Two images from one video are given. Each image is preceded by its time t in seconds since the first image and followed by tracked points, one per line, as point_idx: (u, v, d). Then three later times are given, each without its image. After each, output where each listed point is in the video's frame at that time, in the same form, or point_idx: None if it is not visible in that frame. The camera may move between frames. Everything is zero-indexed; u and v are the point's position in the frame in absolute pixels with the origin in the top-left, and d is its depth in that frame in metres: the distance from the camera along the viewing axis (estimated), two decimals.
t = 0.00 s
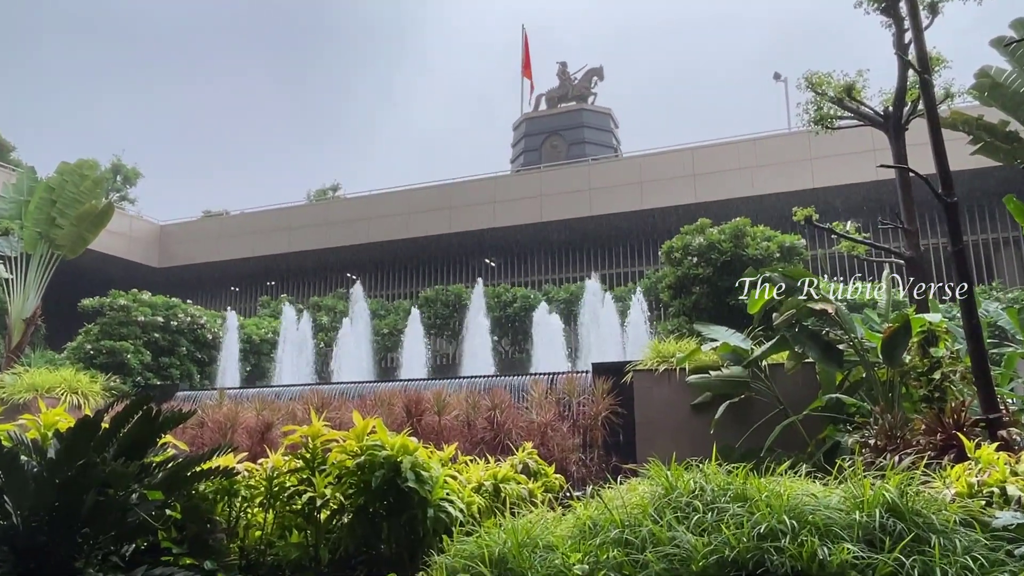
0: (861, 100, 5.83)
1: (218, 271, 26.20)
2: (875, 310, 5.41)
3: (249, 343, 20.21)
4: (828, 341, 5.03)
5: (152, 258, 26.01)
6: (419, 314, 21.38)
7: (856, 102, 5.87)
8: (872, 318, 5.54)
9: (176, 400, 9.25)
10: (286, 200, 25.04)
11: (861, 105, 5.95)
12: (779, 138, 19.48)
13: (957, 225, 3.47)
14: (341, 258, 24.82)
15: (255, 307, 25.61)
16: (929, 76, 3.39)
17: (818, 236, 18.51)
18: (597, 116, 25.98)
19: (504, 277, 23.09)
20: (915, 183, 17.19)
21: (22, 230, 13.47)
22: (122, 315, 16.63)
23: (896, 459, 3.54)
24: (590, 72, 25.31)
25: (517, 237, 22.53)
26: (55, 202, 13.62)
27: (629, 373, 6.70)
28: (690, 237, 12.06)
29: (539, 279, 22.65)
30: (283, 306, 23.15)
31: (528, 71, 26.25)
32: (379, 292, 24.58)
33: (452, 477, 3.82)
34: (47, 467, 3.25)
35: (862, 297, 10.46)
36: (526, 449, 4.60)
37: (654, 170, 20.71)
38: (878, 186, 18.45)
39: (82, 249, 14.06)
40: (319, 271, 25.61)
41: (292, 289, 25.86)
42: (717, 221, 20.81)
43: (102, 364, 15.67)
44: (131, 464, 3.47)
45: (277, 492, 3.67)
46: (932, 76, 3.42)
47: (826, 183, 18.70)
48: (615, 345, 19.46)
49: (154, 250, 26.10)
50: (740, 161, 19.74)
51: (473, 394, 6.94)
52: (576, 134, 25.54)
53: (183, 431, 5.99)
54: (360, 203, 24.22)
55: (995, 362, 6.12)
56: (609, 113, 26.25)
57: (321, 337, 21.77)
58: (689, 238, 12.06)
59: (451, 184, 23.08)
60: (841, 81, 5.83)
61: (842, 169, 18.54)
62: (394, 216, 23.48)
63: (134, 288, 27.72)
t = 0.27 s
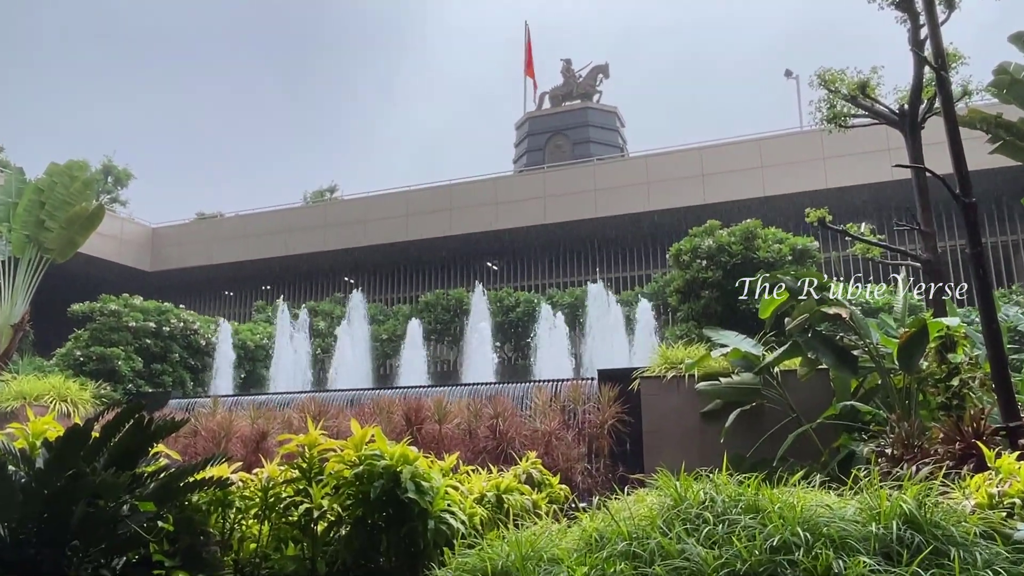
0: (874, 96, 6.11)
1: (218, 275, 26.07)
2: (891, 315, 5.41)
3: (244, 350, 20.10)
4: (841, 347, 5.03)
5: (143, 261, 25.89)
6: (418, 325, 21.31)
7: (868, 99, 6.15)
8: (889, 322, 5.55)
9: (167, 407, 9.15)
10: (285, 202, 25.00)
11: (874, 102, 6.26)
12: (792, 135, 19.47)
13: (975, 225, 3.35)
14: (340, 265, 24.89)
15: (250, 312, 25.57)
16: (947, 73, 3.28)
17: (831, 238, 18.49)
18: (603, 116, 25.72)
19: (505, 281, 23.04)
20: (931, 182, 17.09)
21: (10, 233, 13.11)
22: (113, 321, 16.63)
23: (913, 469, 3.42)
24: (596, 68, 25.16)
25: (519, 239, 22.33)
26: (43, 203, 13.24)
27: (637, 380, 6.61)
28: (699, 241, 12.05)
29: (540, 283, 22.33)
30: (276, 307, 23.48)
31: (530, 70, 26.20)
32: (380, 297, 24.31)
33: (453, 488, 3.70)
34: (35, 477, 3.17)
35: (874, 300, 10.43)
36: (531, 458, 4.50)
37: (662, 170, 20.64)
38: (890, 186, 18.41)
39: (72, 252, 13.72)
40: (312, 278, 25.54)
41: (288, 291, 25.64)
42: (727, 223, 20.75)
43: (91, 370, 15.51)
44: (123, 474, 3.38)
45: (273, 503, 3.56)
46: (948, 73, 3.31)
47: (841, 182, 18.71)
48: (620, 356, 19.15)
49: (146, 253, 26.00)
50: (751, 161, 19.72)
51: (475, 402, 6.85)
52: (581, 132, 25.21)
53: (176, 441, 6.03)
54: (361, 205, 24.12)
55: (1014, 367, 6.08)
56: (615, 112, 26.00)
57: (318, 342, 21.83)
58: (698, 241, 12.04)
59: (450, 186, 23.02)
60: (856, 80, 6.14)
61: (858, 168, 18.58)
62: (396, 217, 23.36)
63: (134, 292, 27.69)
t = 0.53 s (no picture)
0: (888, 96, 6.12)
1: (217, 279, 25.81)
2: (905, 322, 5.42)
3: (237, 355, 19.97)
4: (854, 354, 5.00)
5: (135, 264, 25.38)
6: (418, 329, 21.19)
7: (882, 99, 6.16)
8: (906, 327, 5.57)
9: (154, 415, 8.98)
10: (282, 205, 25.03)
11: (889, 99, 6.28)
12: (805, 134, 19.32)
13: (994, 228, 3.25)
14: (336, 269, 24.87)
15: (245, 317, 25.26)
16: (963, 71, 3.18)
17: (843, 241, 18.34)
18: (607, 115, 25.44)
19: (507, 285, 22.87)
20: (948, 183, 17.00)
21: None
22: (104, 326, 16.56)
23: (930, 480, 3.32)
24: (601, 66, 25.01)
25: (523, 241, 22.26)
26: (33, 206, 12.45)
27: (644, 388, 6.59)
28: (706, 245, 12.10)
29: (546, 287, 22.29)
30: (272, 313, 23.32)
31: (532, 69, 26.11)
32: (375, 301, 24.38)
33: (455, 500, 3.59)
34: (25, 488, 3.10)
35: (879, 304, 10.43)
36: (533, 468, 4.38)
37: (669, 170, 20.47)
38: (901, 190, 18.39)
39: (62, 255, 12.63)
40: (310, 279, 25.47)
41: (282, 298, 25.65)
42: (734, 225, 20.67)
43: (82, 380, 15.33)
44: (115, 485, 3.29)
45: (268, 515, 3.46)
46: (965, 71, 3.21)
47: (854, 184, 18.49)
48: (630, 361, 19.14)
49: (138, 258, 25.09)
50: (761, 162, 19.55)
51: (477, 411, 6.73)
52: (587, 130, 24.95)
53: (171, 451, 5.91)
54: (361, 207, 24.05)
55: None
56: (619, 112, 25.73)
57: (315, 349, 21.80)
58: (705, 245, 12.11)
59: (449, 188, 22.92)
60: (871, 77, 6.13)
61: (871, 168, 18.38)
62: (396, 220, 23.33)
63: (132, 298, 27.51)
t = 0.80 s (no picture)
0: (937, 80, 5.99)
1: (216, 280, 25.41)
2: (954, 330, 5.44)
3: (209, 371, 19.76)
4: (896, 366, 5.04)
5: (95, 271, 25.36)
6: (410, 337, 20.93)
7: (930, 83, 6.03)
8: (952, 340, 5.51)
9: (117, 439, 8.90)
10: (261, 204, 24.58)
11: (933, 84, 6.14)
12: (835, 124, 19.08)
13: None
14: (322, 271, 24.46)
15: (217, 328, 25.40)
16: None
17: (885, 242, 18.20)
18: (620, 101, 24.91)
19: (507, 293, 22.56)
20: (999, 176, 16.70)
21: None
22: (56, 339, 16.46)
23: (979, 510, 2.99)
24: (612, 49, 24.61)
25: (524, 240, 21.84)
26: None
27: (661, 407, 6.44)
28: (733, 245, 12.44)
29: (550, 292, 22.00)
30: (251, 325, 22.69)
31: (537, 48, 25.89)
32: (363, 309, 24.14)
33: (449, 530, 3.26)
34: None
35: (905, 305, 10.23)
36: (539, 495, 4.07)
37: (688, 163, 20.11)
38: (926, 189, 18.23)
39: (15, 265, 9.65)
40: (294, 287, 25.20)
41: (257, 306, 25.54)
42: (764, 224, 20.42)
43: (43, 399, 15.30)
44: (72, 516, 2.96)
45: (243, 548, 3.15)
46: None
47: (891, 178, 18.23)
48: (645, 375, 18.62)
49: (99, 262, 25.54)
50: (793, 154, 19.18)
51: (476, 432, 6.70)
52: (597, 121, 24.52)
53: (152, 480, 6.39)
54: (344, 206, 23.58)
55: None
56: (634, 97, 25.22)
57: (295, 362, 21.65)
58: (731, 246, 12.44)
59: (446, 184, 22.48)
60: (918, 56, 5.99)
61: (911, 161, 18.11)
62: (387, 219, 22.89)
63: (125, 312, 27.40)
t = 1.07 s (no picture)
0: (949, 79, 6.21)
1: (213, 287, 25.38)
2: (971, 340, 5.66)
3: (202, 382, 19.71)
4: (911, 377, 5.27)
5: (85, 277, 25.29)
6: (410, 345, 20.87)
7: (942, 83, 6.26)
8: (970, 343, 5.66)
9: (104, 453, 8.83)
10: (257, 208, 24.36)
11: (947, 85, 6.29)
12: (849, 125, 18.96)
13: None
14: (319, 278, 24.44)
15: (207, 337, 25.43)
16: None
17: (900, 247, 18.19)
18: (625, 102, 24.78)
19: (509, 299, 22.45)
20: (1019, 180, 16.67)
21: None
22: (43, 347, 16.44)
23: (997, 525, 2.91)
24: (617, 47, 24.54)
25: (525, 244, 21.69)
26: None
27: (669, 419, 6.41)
28: (741, 251, 12.56)
29: (552, 301, 21.93)
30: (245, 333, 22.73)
31: (541, 47, 25.81)
32: (358, 317, 23.94)
33: (451, 547, 3.17)
34: None
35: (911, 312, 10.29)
36: (543, 509, 3.98)
37: (695, 167, 19.96)
38: (934, 191, 18.25)
39: None
40: (290, 294, 25.15)
41: (252, 314, 25.52)
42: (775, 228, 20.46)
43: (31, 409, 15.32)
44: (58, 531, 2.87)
45: (236, 563, 3.06)
46: None
47: (904, 181, 18.10)
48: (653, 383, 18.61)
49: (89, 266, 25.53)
50: (804, 156, 19.07)
51: (477, 443, 6.65)
52: (602, 121, 24.41)
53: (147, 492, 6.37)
54: (340, 209, 23.41)
55: None
56: (639, 98, 25.04)
57: (290, 371, 21.41)
58: (739, 253, 12.55)
59: (448, 186, 22.30)
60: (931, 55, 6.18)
61: (926, 164, 17.98)
62: (387, 222, 22.70)
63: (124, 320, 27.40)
